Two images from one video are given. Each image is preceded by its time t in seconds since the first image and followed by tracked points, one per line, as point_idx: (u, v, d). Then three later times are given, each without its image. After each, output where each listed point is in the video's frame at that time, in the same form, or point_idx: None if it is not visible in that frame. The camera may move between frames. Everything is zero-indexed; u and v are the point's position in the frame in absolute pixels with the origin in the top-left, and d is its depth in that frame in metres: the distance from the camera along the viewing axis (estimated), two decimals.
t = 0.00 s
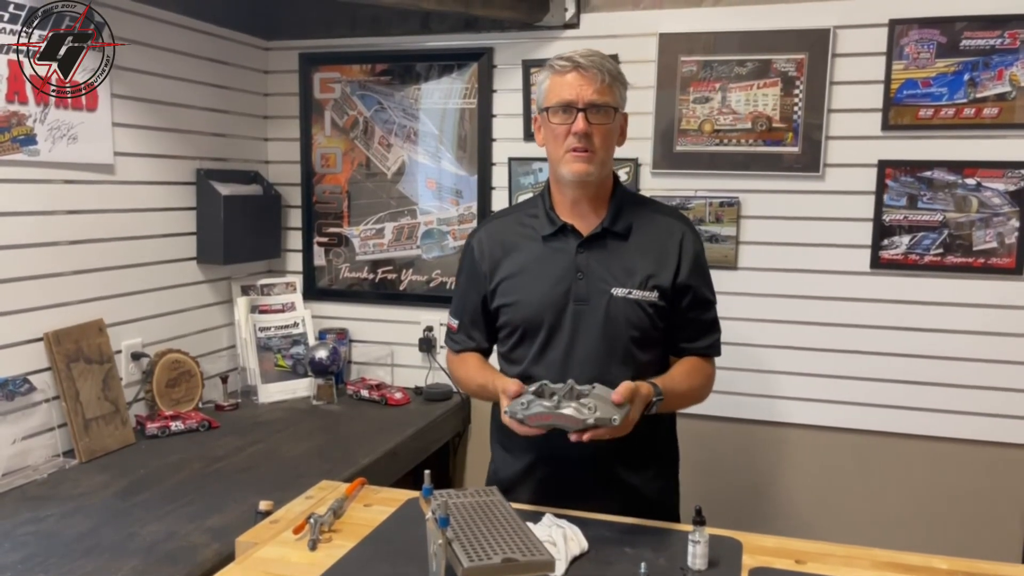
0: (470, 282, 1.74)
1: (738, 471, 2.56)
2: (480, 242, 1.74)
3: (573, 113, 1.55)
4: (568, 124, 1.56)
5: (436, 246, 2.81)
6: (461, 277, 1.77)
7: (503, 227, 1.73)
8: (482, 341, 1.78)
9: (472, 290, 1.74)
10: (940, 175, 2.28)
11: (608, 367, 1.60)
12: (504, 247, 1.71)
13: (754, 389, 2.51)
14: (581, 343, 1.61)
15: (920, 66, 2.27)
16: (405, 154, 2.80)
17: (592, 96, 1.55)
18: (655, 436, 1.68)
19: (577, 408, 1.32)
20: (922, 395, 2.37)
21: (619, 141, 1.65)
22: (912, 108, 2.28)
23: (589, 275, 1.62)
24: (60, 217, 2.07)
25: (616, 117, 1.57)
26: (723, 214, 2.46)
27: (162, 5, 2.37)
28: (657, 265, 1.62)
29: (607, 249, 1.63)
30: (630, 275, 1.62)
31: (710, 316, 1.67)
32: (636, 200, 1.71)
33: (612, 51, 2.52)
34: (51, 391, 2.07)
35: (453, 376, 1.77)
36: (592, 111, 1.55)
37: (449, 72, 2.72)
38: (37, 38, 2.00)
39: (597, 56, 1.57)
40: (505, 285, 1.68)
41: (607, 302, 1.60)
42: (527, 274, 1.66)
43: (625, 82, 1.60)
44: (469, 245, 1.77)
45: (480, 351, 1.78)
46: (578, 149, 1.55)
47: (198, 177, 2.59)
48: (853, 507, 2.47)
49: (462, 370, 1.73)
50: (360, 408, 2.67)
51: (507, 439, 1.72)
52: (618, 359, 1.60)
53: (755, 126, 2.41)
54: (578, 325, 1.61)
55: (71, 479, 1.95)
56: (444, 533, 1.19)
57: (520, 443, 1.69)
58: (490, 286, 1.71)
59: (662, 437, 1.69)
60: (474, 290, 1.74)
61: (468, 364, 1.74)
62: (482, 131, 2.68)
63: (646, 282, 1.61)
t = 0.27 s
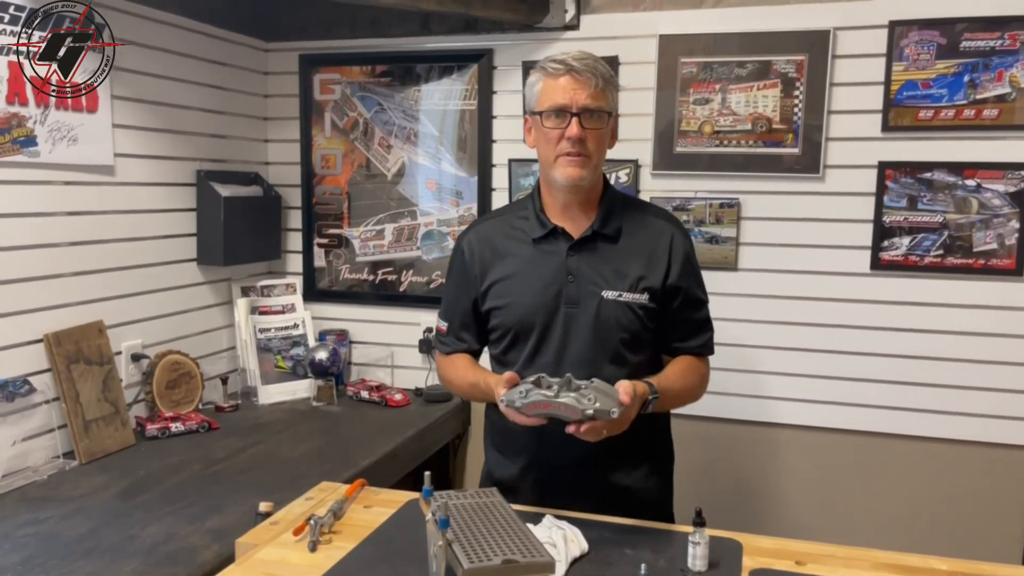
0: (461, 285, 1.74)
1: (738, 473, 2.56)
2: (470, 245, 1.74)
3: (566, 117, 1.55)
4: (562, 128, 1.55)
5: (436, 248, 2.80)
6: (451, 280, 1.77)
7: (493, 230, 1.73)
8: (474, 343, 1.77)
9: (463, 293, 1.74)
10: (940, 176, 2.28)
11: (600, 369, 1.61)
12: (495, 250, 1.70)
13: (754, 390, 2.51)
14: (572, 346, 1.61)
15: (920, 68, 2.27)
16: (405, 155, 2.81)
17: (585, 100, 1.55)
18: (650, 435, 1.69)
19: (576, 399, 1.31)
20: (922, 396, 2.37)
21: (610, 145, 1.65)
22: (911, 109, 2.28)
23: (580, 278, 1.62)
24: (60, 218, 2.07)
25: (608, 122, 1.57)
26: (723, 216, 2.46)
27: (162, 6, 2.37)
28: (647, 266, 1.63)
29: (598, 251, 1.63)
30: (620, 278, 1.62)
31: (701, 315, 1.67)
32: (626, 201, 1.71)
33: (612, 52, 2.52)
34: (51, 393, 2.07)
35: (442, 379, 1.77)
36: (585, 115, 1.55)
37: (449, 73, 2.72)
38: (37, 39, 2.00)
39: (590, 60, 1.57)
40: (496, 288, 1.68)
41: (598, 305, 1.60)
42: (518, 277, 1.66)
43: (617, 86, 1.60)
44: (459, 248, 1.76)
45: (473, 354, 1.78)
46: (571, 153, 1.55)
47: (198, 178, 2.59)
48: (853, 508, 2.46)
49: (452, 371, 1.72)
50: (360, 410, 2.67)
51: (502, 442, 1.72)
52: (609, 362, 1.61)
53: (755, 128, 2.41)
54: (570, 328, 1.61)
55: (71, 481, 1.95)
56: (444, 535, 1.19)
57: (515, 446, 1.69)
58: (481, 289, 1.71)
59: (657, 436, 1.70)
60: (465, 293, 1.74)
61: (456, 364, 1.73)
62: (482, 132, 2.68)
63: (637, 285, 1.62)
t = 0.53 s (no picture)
0: (462, 294, 1.72)
1: (738, 474, 2.56)
2: (470, 253, 1.72)
3: (565, 125, 1.55)
4: (561, 137, 1.55)
5: (436, 249, 2.80)
6: (451, 288, 1.74)
7: (494, 237, 1.71)
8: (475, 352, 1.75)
9: (464, 302, 1.71)
10: (940, 177, 2.28)
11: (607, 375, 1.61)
12: (497, 259, 1.69)
13: (754, 391, 2.51)
14: (579, 352, 1.61)
15: (920, 68, 2.27)
16: (405, 156, 2.81)
17: (583, 107, 1.54)
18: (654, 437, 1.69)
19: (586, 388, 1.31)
20: (922, 397, 2.36)
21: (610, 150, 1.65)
22: (912, 110, 2.28)
23: (586, 284, 1.62)
24: (60, 219, 2.07)
25: (607, 128, 1.57)
26: (723, 217, 2.46)
27: (163, 7, 2.37)
28: (651, 271, 1.64)
29: (603, 257, 1.64)
30: (626, 283, 1.62)
31: (701, 317, 1.69)
32: (626, 206, 1.71)
33: (611, 53, 2.52)
34: (51, 394, 2.06)
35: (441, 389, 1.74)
36: (583, 123, 1.54)
37: (449, 74, 2.72)
38: (37, 40, 2.00)
39: (588, 65, 1.56)
40: (500, 297, 1.67)
41: (605, 311, 1.61)
42: (523, 286, 1.65)
43: (616, 91, 1.59)
44: (458, 256, 1.74)
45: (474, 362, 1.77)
46: (570, 163, 1.54)
47: (198, 179, 2.59)
48: (854, 510, 2.46)
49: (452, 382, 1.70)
50: (360, 411, 2.66)
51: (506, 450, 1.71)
52: (615, 367, 1.62)
53: (755, 129, 2.41)
54: (576, 335, 1.61)
55: (70, 482, 1.95)
56: (444, 536, 1.19)
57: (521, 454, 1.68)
58: (483, 298, 1.69)
59: (661, 437, 1.71)
60: (466, 302, 1.71)
61: (457, 375, 1.70)
62: (482, 133, 2.68)
63: (642, 290, 1.63)
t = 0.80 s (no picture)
0: (484, 292, 1.74)
1: (739, 475, 2.55)
2: (492, 252, 1.74)
3: (584, 120, 1.55)
4: (580, 132, 1.55)
5: (436, 249, 2.81)
6: (475, 286, 1.77)
7: (515, 236, 1.72)
8: (497, 350, 1.78)
9: (486, 300, 1.74)
10: (940, 178, 2.28)
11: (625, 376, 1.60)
12: (518, 257, 1.70)
13: (754, 392, 2.51)
14: (597, 352, 1.61)
15: (920, 69, 2.27)
16: (405, 157, 2.81)
17: (603, 102, 1.54)
18: (673, 443, 1.67)
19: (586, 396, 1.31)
20: (922, 398, 2.36)
21: (633, 145, 1.64)
22: (912, 111, 2.28)
23: (605, 283, 1.61)
24: (60, 219, 2.07)
25: (628, 122, 1.56)
26: (723, 218, 2.46)
27: (163, 8, 2.38)
28: (674, 271, 1.61)
29: (624, 256, 1.62)
30: (647, 283, 1.60)
31: (730, 319, 1.65)
32: (650, 204, 1.69)
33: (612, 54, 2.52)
34: (51, 395, 2.06)
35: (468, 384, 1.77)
36: (604, 117, 1.54)
37: (449, 75, 2.72)
38: (37, 40, 2.01)
39: (608, 60, 1.56)
40: (520, 296, 1.68)
41: (623, 311, 1.59)
42: (543, 284, 1.65)
43: (637, 85, 1.59)
44: (482, 254, 1.76)
45: (497, 360, 1.79)
46: (590, 158, 1.55)
47: (198, 179, 2.59)
48: (854, 510, 2.46)
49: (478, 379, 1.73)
50: (360, 411, 2.67)
51: (525, 453, 1.71)
52: (634, 368, 1.60)
53: (755, 130, 2.41)
54: (594, 335, 1.61)
55: (70, 483, 1.95)
56: (444, 536, 1.19)
57: (539, 457, 1.69)
58: (504, 296, 1.71)
59: (680, 442, 1.68)
60: (488, 299, 1.74)
61: (483, 373, 1.73)
62: (482, 134, 2.68)
63: (663, 290, 1.60)
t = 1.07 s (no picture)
0: (494, 291, 1.75)
1: (739, 476, 2.55)
2: (503, 251, 1.74)
3: (599, 117, 1.54)
4: (595, 129, 1.55)
5: (436, 250, 2.81)
6: (485, 285, 1.77)
7: (526, 236, 1.72)
8: (505, 349, 1.78)
9: (495, 299, 1.74)
10: (940, 179, 2.28)
11: (632, 379, 1.59)
12: (528, 257, 1.70)
13: (754, 392, 2.50)
14: (605, 355, 1.60)
15: (920, 70, 2.27)
16: (405, 157, 2.81)
17: (619, 100, 1.54)
18: (678, 445, 1.66)
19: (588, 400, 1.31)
20: (922, 398, 2.36)
21: (647, 147, 1.64)
22: (912, 111, 2.28)
23: (614, 286, 1.60)
24: (60, 219, 2.07)
25: (644, 122, 1.56)
26: (723, 218, 2.46)
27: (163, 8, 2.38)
28: (684, 276, 1.61)
29: (633, 259, 1.62)
30: (656, 287, 1.60)
31: (740, 326, 1.64)
32: (661, 208, 1.69)
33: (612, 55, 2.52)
34: (51, 395, 2.06)
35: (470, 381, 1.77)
36: (620, 115, 1.54)
37: (449, 75, 2.72)
38: (37, 40, 2.01)
39: (625, 59, 1.57)
40: (529, 296, 1.68)
41: (632, 314, 1.59)
42: (552, 285, 1.65)
43: (653, 87, 1.60)
44: (492, 253, 1.77)
45: (505, 359, 1.79)
46: (605, 155, 1.54)
47: (198, 180, 2.59)
48: (854, 511, 2.46)
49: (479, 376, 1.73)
50: (360, 412, 2.66)
51: (530, 453, 1.71)
52: (641, 371, 1.60)
53: (755, 130, 2.41)
54: (602, 337, 1.60)
55: (70, 483, 1.95)
56: (444, 536, 1.19)
57: (544, 458, 1.69)
58: (513, 296, 1.71)
59: (685, 447, 1.67)
60: (498, 299, 1.74)
61: (485, 370, 1.73)
62: (482, 134, 2.68)
63: (673, 294, 1.60)
